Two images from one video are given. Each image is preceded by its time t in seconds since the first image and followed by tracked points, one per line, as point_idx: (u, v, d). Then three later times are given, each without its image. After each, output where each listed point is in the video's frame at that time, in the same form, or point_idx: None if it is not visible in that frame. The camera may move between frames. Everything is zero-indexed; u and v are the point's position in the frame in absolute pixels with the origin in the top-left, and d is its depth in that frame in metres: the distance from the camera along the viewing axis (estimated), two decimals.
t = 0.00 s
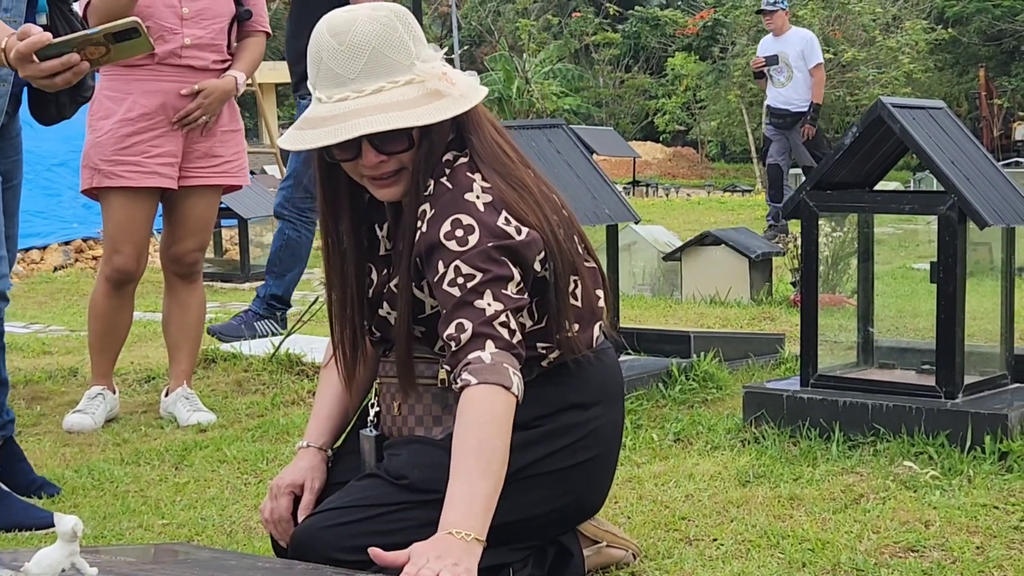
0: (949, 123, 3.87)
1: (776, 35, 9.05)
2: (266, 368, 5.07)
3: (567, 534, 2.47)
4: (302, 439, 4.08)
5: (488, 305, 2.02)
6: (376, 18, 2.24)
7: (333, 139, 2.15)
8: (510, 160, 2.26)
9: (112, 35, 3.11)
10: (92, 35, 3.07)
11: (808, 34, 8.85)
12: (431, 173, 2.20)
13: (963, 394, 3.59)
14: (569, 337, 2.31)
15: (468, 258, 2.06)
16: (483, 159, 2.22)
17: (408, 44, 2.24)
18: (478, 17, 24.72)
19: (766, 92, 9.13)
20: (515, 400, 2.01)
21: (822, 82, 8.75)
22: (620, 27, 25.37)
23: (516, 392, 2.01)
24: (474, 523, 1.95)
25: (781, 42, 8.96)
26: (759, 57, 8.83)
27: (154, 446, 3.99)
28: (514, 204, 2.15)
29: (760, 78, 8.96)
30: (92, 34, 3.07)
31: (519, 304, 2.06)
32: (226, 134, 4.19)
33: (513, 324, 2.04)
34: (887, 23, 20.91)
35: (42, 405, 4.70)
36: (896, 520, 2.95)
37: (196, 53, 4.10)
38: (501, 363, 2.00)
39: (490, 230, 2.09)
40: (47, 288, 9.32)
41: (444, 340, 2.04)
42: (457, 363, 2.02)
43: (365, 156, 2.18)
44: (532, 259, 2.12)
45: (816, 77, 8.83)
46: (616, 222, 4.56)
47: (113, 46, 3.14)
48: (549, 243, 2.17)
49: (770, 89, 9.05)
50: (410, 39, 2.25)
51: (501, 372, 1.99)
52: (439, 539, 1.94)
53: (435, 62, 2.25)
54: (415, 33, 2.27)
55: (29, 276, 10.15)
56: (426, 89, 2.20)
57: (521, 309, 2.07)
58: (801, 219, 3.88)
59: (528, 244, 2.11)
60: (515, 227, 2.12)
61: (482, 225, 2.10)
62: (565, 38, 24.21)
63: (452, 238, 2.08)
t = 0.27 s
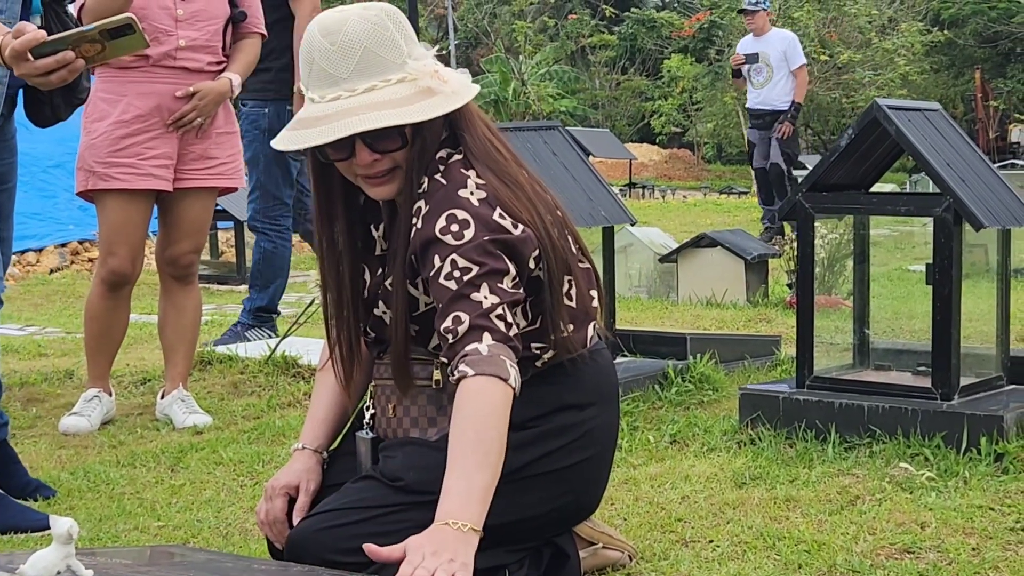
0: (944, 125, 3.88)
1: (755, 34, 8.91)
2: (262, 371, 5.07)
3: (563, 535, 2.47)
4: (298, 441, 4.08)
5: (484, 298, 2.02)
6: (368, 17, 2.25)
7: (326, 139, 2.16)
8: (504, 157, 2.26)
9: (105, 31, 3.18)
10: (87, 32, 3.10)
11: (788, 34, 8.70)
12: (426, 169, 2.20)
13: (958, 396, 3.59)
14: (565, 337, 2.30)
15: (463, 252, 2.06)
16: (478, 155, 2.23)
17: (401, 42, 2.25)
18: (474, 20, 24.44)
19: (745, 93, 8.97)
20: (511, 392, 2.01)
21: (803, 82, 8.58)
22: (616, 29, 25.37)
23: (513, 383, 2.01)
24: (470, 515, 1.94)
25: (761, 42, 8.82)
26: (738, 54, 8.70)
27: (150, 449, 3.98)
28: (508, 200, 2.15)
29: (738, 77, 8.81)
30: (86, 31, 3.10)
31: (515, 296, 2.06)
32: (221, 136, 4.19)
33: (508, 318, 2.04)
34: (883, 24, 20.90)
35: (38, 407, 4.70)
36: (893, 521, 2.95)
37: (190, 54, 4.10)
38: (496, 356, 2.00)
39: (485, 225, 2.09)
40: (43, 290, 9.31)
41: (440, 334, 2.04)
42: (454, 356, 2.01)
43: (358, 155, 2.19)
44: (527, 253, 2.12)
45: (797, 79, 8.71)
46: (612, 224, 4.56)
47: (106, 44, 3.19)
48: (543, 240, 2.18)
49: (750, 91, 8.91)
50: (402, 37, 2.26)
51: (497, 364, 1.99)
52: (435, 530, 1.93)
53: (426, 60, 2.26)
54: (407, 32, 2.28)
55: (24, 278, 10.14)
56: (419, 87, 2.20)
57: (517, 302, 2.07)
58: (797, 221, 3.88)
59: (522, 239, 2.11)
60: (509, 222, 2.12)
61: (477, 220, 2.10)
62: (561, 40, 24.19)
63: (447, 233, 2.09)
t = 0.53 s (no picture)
0: (941, 127, 3.88)
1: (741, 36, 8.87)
2: (258, 372, 5.07)
3: (559, 537, 2.46)
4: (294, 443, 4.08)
5: (482, 286, 2.02)
6: (362, 9, 2.28)
7: (313, 123, 2.18)
8: (501, 153, 2.28)
9: (93, 28, 3.25)
10: (73, 29, 3.23)
11: (773, 41, 8.67)
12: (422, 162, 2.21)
13: (954, 397, 3.59)
14: (560, 337, 2.30)
15: (461, 241, 2.06)
16: (475, 150, 2.24)
17: (395, 35, 2.28)
18: (470, 22, 24.66)
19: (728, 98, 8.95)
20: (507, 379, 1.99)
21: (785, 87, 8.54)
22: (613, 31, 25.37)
23: (510, 370, 2.00)
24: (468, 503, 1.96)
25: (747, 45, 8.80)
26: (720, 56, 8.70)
27: (146, 451, 3.98)
28: (507, 191, 2.17)
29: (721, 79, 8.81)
30: (74, 27, 3.24)
31: (512, 284, 2.06)
32: (216, 137, 4.18)
33: (506, 307, 2.04)
34: (879, 27, 20.92)
35: (34, 409, 4.69)
36: (889, 523, 2.95)
37: (185, 56, 4.10)
38: (492, 342, 1.99)
39: (482, 215, 2.10)
40: (38, 292, 9.29)
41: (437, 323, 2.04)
42: (451, 344, 2.01)
43: (347, 144, 2.20)
44: (525, 244, 2.13)
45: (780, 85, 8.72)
46: (608, 226, 4.57)
47: (94, 38, 3.27)
48: (541, 232, 2.19)
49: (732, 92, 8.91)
50: (396, 30, 2.29)
51: (493, 350, 1.98)
52: (431, 520, 1.95)
53: (419, 54, 2.29)
54: (402, 26, 2.31)
55: (20, 280, 10.12)
56: (409, 78, 2.22)
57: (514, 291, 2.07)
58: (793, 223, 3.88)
59: (520, 229, 2.12)
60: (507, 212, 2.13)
61: (475, 210, 2.11)
62: (557, 42, 24.17)
63: (445, 223, 2.09)
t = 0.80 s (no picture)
0: (937, 128, 3.89)
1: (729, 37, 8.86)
2: (256, 374, 5.06)
3: (557, 538, 2.46)
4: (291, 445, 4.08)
5: (489, 287, 2.03)
6: (364, 7, 2.28)
7: (309, 120, 2.20)
8: (504, 151, 2.27)
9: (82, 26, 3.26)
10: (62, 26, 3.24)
11: (758, 46, 8.64)
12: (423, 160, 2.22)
13: (952, 398, 3.59)
14: (560, 339, 2.31)
15: (467, 240, 2.06)
16: (477, 147, 2.24)
17: (396, 34, 2.28)
18: (467, 23, 24.71)
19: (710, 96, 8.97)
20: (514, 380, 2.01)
21: (765, 95, 8.51)
22: (610, 32, 25.37)
23: (518, 372, 2.02)
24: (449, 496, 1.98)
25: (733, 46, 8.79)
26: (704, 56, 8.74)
27: (144, 452, 3.98)
28: (510, 189, 2.17)
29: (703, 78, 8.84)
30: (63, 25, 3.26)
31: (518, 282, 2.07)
32: (209, 139, 4.16)
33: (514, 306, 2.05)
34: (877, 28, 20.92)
35: (31, 411, 4.69)
36: (886, 524, 2.96)
37: (174, 59, 4.08)
38: (502, 343, 2.01)
39: (486, 213, 2.10)
40: (35, 294, 9.28)
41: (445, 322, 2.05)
42: (460, 342, 2.03)
43: (346, 141, 2.21)
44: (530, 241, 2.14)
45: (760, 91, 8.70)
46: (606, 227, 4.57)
47: (84, 37, 3.29)
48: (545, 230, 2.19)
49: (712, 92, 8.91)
50: (397, 28, 2.29)
51: (502, 352, 2.00)
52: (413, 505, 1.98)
53: (419, 52, 2.28)
54: (404, 24, 2.31)
55: (17, 281, 10.11)
56: (408, 77, 2.22)
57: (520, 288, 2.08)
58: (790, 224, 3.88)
59: (525, 225, 2.13)
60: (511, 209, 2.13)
61: (479, 208, 2.11)
62: (555, 43, 24.15)
63: (450, 221, 2.09)
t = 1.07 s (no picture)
0: (937, 129, 3.89)
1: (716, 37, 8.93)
2: (255, 374, 5.06)
3: (556, 538, 2.46)
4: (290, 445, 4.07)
5: (458, 309, 2.10)
6: (371, 10, 2.29)
7: (315, 126, 2.22)
8: (512, 155, 2.27)
9: (78, 34, 3.28)
10: (58, 36, 3.25)
11: (745, 43, 8.69)
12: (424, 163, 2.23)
13: (951, 398, 3.59)
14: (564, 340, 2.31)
15: (448, 257, 2.11)
16: (483, 151, 2.24)
17: (403, 38, 2.29)
18: (466, 23, 24.74)
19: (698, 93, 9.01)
20: (463, 408, 2.13)
21: (753, 93, 8.56)
22: (609, 32, 25.36)
23: (467, 398, 2.12)
24: (366, 460, 2.22)
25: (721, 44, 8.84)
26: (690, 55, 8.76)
27: (143, 452, 3.98)
28: (508, 198, 2.17)
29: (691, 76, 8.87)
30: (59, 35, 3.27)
31: (498, 304, 2.10)
32: (197, 142, 4.12)
33: (484, 329, 2.10)
34: (876, 28, 20.90)
35: (30, 411, 4.69)
36: (885, 524, 2.96)
37: (153, 62, 4.06)
38: (458, 369, 2.11)
39: (475, 228, 2.12)
40: (34, 294, 9.28)
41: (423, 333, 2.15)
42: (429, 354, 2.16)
43: (353, 145, 2.23)
44: (523, 256, 2.14)
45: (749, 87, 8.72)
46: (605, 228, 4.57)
47: (79, 46, 3.31)
48: (545, 238, 2.19)
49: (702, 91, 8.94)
50: (404, 31, 2.29)
51: (455, 378, 2.11)
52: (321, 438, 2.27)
53: (427, 56, 2.29)
54: (411, 27, 2.31)
55: (16, 282, 10.11)
56: (415, 81, 2.23)
57: (501, 309, 2.11)
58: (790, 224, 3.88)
59: (516, 241, 2.14)
60: (504, 224, 2.14)
61: (468, 222, 2.13)
62: (553, 43, 24.13)
63: (438, 233, 2.13)
